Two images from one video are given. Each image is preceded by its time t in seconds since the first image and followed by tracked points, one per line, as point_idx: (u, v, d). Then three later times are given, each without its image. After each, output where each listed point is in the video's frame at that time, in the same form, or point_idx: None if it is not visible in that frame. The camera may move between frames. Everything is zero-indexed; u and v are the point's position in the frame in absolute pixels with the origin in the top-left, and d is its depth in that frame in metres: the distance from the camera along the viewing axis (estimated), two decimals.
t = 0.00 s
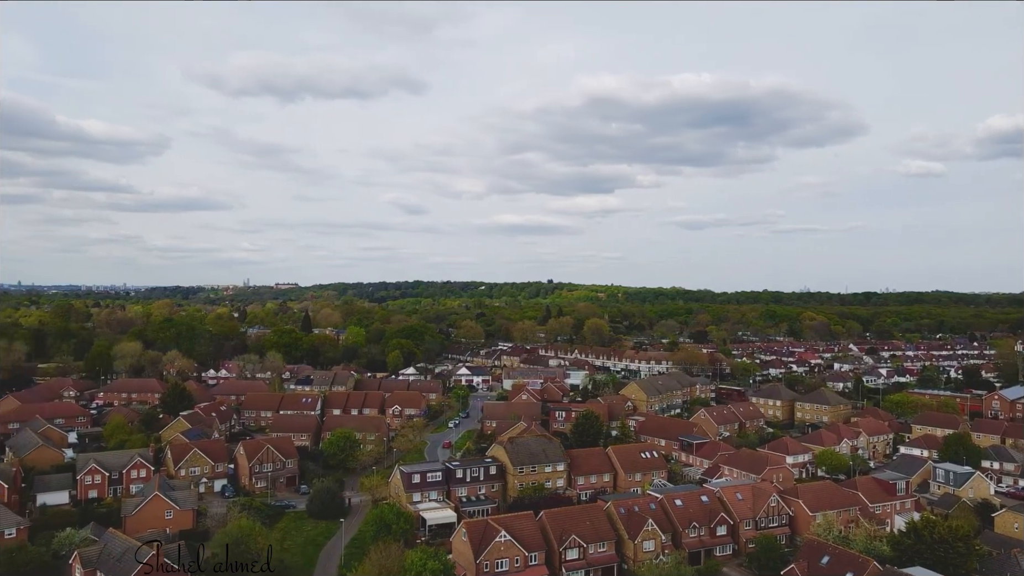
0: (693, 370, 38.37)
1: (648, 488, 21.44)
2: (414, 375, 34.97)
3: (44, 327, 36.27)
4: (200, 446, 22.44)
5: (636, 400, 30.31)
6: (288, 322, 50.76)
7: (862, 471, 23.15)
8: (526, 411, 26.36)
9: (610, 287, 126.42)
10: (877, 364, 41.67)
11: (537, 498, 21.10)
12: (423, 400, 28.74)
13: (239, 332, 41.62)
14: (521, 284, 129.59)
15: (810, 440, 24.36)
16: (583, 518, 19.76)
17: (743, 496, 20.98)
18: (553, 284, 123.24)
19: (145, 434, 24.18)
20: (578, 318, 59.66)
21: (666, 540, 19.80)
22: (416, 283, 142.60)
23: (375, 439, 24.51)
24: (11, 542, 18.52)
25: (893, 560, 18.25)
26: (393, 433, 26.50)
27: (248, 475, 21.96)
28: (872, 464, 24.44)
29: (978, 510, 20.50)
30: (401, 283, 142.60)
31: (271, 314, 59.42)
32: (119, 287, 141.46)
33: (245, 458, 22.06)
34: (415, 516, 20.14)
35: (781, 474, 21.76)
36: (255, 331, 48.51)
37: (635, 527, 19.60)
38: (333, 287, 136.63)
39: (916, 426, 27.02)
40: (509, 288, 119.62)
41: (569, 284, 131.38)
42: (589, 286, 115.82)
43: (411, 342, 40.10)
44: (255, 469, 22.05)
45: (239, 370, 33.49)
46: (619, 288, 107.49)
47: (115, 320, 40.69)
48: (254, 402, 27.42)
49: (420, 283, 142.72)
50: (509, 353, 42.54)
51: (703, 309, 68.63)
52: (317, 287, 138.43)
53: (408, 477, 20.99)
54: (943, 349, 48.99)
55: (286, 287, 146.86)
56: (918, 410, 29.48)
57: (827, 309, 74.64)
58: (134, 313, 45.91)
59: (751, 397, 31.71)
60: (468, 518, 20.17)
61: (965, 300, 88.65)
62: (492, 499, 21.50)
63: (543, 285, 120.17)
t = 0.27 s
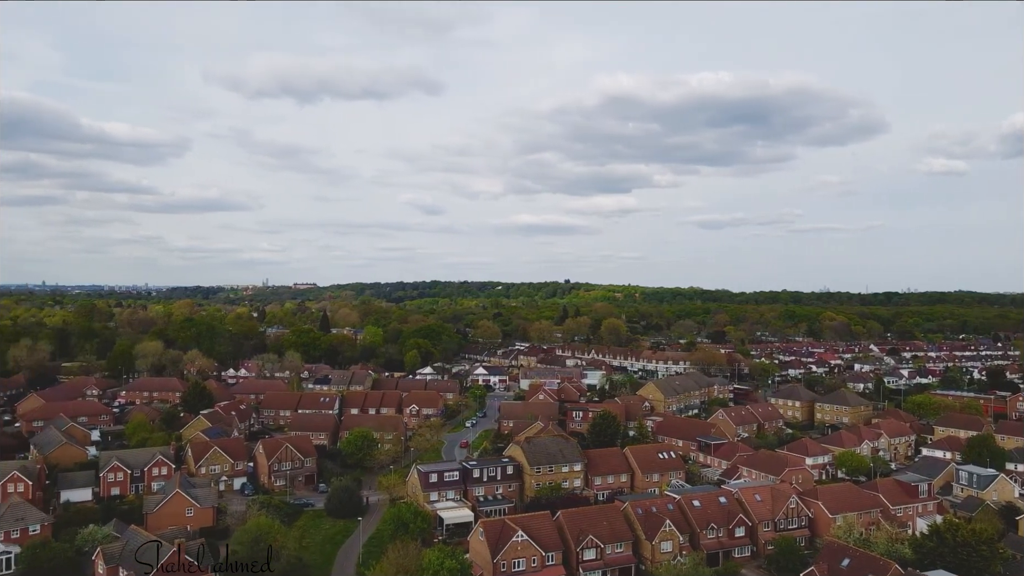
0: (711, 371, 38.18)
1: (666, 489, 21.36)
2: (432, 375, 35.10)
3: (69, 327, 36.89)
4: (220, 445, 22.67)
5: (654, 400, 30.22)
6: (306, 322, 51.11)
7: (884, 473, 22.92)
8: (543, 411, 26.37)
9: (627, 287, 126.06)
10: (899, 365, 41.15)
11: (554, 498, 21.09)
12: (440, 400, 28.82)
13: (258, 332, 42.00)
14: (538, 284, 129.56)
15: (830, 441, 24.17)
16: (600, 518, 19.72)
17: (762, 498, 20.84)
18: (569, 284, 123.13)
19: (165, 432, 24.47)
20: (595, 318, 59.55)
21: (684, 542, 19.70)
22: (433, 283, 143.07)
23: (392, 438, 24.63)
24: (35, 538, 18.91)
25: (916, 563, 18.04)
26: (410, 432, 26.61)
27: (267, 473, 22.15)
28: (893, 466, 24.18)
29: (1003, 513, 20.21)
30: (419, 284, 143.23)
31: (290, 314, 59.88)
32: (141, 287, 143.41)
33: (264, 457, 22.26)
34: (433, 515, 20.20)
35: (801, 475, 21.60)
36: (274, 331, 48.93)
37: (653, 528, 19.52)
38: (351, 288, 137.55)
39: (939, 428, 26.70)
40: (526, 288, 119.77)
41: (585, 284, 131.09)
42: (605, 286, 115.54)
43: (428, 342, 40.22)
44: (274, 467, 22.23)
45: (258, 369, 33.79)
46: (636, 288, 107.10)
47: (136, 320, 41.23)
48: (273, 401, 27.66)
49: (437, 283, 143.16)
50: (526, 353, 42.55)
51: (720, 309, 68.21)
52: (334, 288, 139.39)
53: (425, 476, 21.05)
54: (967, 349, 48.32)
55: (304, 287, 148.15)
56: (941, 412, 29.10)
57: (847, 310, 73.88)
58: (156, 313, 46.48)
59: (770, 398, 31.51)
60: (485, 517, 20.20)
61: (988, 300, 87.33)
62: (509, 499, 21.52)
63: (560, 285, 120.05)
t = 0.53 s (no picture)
0: (731, 371, 37.95)
1: (685, 490, 21.25)
2: (451, 375, 35.22)
3: (95, 327, 37.54)
4: (241, 443, 22.92)
5: (673, 401, 30.10)
6: (326, 322, 51.52)
7: (907, 476, 22.64)
8: (562, 411, 26.37)
9: (645, 287, 125.53)
10: (923, 366, 40.58)
11: (573, 498, 21.07)
12: (459, 399, 28.90)
13: (279, 331, 42.40)
14: (556, 284, 129.49)
15: (853, 443, 23.95)
16: (619, 518, 19.67)
17: (783, 499, 20.68)
18: (587, 284, 122.90)
19: (188, 430, 24.78)
20: (614, 318, 59.38)
21: (704, 543, 19.58)
22: (451, 283, 143.55)
23: (411, 437, 24.76)
24: (61, 534, 19.26)
25: (941, 567, 17.80)
26: (429, 432, 26.70)
27: (288, 472, 22.35)
28: (917, 468, 23.88)
29: None
30: (438, 283, 143.82)
31: (310, 314, 60.35)
32: (164, 288, 145.57)
33: (284, 455, 22.47)
34: (452, 514, 20.25)
35: (822, 477, 21.40)
36: (295, 330, 49.36)
37: (672, 529, 19.43)
38: (371, 287, 138.46)
39: (964, 430, 26.31)
40: (544, 288, 119.79)
41: (604, 284, 130.73)
42: (624, 285, 115.17)
43: (447, 342, 40.34)
44: (294, 466, 22.43)
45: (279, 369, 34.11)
46: (654, 288, 106.64)
47: (160, 320, 41.81)
48: (293, 400, 27.91)
49: (456, 283, 143.58)
50: (545, 353, 42.57)
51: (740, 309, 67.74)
52: (354, 288, 140.45)
53: (444, 475, 21.13)
54: (993, 350, 47.52)
55: (323, 287, 149.67)
56: (966, 413, 28.69)
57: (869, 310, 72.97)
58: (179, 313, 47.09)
59: (791, 399, 31.25)
60: (504, 517, 20.23)
61: (1014, 301, 85.78)
62: (528, 499, 21.53)
63: (578, 285, 119.87)
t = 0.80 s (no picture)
0: (751, 371, 37.71)
1: (705, 491, 21.13)
2: (470, 375, 35.32)
3: (119, 327, 38.17)
4: (262, 441, 23.16)
5: (693, 401, 29.97)
6: (345, 323, 51.89)
7: (932, 478, 22.35)
8: (581, 411, 26.36)
9: (664, 287, 124.95)
10: (949, 367, 40.01)
11: (592, 498, 21.04)
12: (477, 399, 28.97)
13: (299, 331, 42.78)
14: (574, 283, 129.36)
15: (876, 445, 23.71)
16: (638, 519, 19.61)
17: (805, 501, 20.50)
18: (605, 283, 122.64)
19: (210, 429, 25.07)
20: (633, 318, 59.20)
21: (724, 544, 19.43)
22: (470, 283, 144.01)
23: (431, 437, 24.87)
24: (86, 530, 19.59)
25: (967, 570, 17.55)
26: (448, 431, 26.80)
27: (308, 470, 22.54)
28: (942, 471, 23.57)
29: None
30: (457, 284, 144.35)
31: (330, 314, 60.77)
32: (187, 288, 147.63)
33: (305, 454, 22.68)
34: (471, 514, 20.29)
35: (844, 479, 21.19)
36: (315, 330, 49.77)
37: (692, 530, 19.31)
38: (390, 288, 139.24)
39: (990, 432, 25.91)
40: (562, 288, 119.75)
41: (623, 284, 130.18)
42: (642, 285, 114.74)
43: (466, 341, 40.44)
44: (314, 464, 22.62)
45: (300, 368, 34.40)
46: (673, 288, 106.09)
47: (183, 319, 42.36)
48: (313, 399, 28.14)
49: (475, 283, 143.94)
50: (564, 353, 42.55)
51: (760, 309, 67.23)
52: (373, 288, 141.41)
53: (463, 475, 21.20)
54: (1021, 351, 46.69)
55: (343, 287, 151.09)
56: (993, 415, 28.25)
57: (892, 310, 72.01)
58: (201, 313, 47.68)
59: (812, 400, 30.98)
60: (523, 516, 20.24)
61: None
62: (547, 499, 21.52)
63: (597, 284, 119.61)
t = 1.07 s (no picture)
0: (773, 372, 37.44)
1: (726, 492, 20.99)
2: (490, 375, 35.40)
3: (143, 326, 38.81)
4: (284, 440, 23.39)
5: (713, 402, 29.82)
6: (365, 323, 52.22)
7: (958, 481, 22.04)
8: (601, 411, 26.31)
9: (684, 287, 124.27)
10: (976, 368, 39.38)
11: (611, 499, 21.00)
12: (497, 399, 29.02)
13: (320, 331, 43.13)
14: (593, 283, 129.14)
15: (901, 447, 23.44)
16: (658, 519, 19.51)
17: (827, 503, 20.31)
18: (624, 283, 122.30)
19: (233, 427, 25.36)
20: (653, 318, 58.94)
21: (745, 546, 19.28)
22: (489, 283, 144.43)
23: (450, 436, 24.96)
24: (112, 526, 19.89)
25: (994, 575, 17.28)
26: (468, 431, 26.87)
27: (329, 469, 22.72)
28: (969, 473, 23.23)
29: None
30: (476, 283, 144.78)
31: (351, 314, 61.16)
32: (210, 288, 149.73)
33: (326, 453, 22.88)
34: (490, 514, 20.32)
35: (868, 481, 20.96)
36: (335, 330, 50.14)
37: (712, 531, 19.18)
38: (410, 287, 139.97)
39: (1019, 435, 25.47)
40: (581, 288, 119.61)
41: (642, 283, 129.60)
42: (662, 285, 114.22)
43: (485, 341, 40.52)
44: (335, 463, 22.80)
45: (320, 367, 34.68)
46: (692, 288, 105.48)
47: (206, 319, 42.89)
48: (334, 398, 28.37)
49: (494, 283, 144.26)
50: (583, 353, 42.52)
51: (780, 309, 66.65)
52: (393, 287, 142.30)
53: (483, 474, 21.24)
54: None
55: (365, 287, 152.36)
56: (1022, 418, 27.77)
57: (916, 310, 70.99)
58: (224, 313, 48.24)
59: (835, 401, 30.69)
60: (542, 516, 20.23)
61: None
62: (566, 499, 21.51)
63: (616, 284, 119.29)
